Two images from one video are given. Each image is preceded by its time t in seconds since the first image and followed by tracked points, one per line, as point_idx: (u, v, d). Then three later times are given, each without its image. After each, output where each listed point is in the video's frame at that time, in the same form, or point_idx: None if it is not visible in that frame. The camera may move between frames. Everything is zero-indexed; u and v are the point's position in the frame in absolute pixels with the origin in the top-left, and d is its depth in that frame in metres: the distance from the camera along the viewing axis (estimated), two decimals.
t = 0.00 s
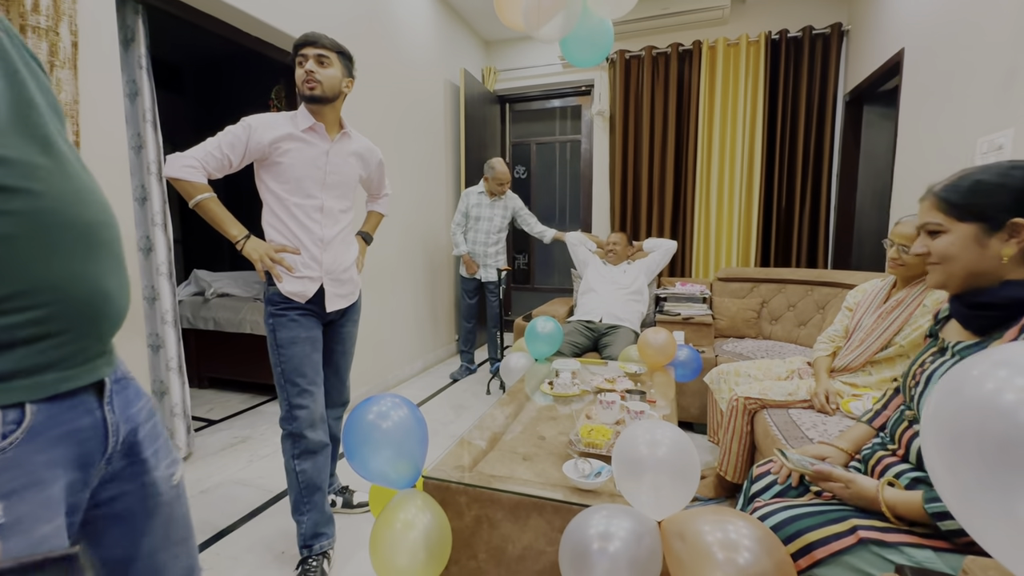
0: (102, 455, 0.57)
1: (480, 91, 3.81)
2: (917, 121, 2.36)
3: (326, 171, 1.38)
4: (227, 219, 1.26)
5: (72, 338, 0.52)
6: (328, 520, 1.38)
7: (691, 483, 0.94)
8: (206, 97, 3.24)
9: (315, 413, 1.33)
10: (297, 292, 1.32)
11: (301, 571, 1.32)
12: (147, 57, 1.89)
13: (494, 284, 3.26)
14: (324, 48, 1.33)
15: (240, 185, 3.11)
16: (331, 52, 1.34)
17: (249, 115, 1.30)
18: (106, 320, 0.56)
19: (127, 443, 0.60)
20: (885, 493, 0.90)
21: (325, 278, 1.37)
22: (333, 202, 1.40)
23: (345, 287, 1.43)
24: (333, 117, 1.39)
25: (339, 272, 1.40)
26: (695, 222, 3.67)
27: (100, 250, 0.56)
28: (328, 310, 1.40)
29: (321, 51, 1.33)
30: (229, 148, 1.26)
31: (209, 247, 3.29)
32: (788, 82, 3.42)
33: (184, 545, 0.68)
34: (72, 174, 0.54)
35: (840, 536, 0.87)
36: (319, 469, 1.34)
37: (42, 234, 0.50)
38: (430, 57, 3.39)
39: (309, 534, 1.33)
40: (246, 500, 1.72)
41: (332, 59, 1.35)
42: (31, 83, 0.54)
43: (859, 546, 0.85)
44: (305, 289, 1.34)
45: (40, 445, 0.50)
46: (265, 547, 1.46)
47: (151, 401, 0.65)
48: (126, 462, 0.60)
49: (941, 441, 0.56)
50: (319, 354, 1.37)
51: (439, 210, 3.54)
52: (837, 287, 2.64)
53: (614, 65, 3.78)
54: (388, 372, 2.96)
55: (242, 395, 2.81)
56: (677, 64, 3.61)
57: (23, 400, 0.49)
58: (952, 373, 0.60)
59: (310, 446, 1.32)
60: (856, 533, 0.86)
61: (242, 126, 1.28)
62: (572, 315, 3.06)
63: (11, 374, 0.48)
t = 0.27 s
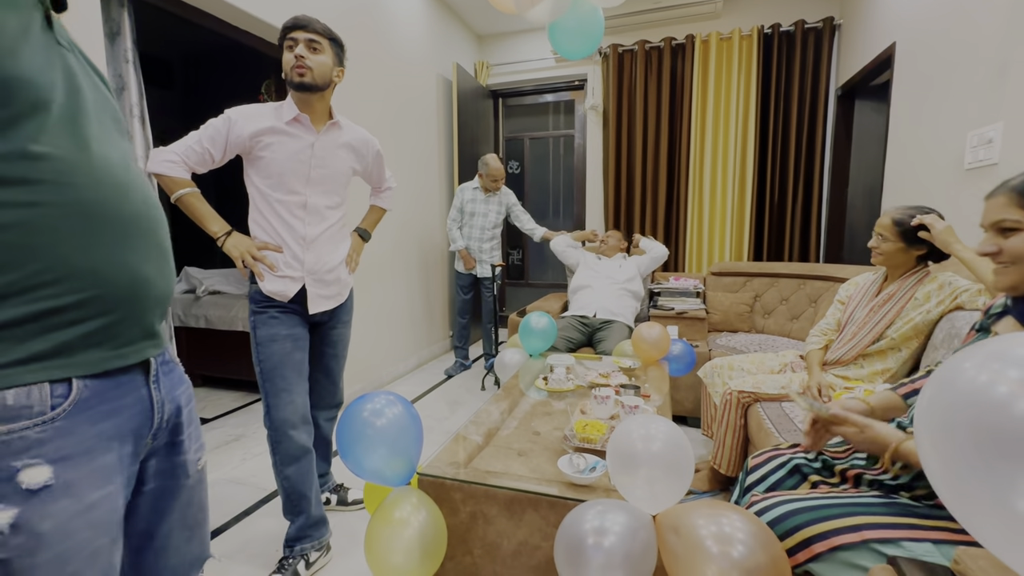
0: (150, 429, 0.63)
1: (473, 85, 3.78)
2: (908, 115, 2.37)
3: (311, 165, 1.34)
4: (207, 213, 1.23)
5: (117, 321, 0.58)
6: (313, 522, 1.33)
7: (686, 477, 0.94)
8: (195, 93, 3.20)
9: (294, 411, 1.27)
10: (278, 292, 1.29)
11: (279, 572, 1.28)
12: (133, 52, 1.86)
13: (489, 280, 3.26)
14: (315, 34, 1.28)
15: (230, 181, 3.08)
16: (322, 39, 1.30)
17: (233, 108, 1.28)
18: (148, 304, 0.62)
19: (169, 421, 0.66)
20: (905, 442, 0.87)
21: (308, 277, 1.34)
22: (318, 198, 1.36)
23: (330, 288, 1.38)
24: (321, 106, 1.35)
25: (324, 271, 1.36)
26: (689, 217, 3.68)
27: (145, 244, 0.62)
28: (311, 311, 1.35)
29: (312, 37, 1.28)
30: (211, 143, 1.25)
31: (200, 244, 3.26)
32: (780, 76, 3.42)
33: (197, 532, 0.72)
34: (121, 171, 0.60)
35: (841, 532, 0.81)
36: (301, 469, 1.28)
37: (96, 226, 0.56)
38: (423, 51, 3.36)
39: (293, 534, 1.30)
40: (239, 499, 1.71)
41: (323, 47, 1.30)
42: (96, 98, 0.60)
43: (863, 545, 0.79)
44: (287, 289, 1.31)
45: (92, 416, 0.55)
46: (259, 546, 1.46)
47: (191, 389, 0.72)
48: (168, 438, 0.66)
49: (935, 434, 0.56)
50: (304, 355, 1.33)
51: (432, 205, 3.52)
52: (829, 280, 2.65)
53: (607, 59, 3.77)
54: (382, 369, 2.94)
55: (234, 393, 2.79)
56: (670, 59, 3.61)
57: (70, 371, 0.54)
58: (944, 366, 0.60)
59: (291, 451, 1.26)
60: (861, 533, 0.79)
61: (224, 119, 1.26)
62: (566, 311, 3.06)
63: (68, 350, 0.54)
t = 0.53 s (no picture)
0: (153, 420, 0.62)
1: (467, 81, 3.77)
2: (901, 109, 2.38)
3: (293, 159, 1.25)
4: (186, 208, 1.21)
5: (111, 314, 0.57)
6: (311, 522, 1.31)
7: (682, 471, 0.94)
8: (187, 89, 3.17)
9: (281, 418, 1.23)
10: (252, 293, 1.21)
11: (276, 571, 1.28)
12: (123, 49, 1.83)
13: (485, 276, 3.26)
14: (317, 21, 1.20)
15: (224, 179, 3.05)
16: (324, 27, 1.22)
17: (214, 94, 1.22)
18: (148, 299, 0.61)
19: (174, 415, 0.65)
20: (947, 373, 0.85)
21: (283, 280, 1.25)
22: (300, 194, 1.27)
23: (310, 292, 1.29)
24: (312, 97, 1.26)
25: (301, 275, 1.27)
26: (684, 212, 3.68)
27: (146, 238, 0.61)
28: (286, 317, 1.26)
29: (314, 23, 1.20)
30: (185, 130, 1.20)
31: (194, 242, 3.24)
32: (775, 70, 3.42)
33: (190, 529, 0.71)
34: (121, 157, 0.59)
35: (840, 526, 0.81)
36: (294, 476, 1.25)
37: (96, 218, 0.55)
38: (416, 47, 3.34)
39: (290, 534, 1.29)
40: (236, 497, 1.71)
41: (324, 35, 1.22)
42: (114, 99, 0.60)
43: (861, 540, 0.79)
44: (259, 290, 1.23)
45: (98, 395, 0.54)
46: (258, 544, 1.45)
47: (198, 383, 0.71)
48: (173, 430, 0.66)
49: (930, 426, 0.56)
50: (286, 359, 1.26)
51: (427, 202, 3.50)
52: (824, 274, 2.66)
53: (602, 54, 3.76)
54: (379, 366, 2.94)
55: (230, 391, 2.78)
56: (665, 53, 3.60)
57: (76, 356, 0.54)
58: (938, 358, 0.60)
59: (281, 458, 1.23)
60: (862, 530, 0.79)
61: (202, 106, 1.20)
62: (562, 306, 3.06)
63: (64, 342, 0.53)
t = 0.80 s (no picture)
0: (110, 433, 0.60)
1: (456, 77, 3.74)
2: (885, 106, 2.41)
3: (257, 150, 1.17)
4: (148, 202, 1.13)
5: (78, 315, 0.56)
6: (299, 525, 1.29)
7: (671, 467, 0.95)
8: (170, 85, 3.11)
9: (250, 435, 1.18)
10: (205, 296, 1.14)
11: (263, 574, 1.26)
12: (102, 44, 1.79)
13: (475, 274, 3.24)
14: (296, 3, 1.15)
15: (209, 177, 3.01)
16: (303, 12, 1.16)
17: (171, 78, 1.14)
18: (116, 299, 0.59)
19: (137, 429, 0.64)
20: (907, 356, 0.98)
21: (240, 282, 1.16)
22: (264, 190, 1.19)
23: (272, 297, 1.20)
24: (281, 86, 1.19)
25: (261, 277, 1.18)
26: (673, 209, 3.71)
27: (119, 238, 0.60)
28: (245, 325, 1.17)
29: (291, 6, 1.14)
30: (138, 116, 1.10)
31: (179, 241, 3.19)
32: (761, 67, 3.45)
33: (153, 544, 0.70)
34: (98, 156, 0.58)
35: (827, 523, 0.82)
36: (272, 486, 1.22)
37: (65, 215, 0.54)
38: (403, 42, 3.31)
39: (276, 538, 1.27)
40: (224, 500, 1.69)
41: (302, 20, 1.17)
42: (94, 96, 0.59)
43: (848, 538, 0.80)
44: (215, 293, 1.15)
45: (49, 406, 0.53)
46: (247, 547, 1.44)
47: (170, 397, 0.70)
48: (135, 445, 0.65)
49: (912, 422, 0.57)
50: (253, 370, 1.21)
51: (415, 200, 3.47)
52: (810, 270, 2.70)
53: (591, 51, 3.76)
54: (368, 365, 2.92)
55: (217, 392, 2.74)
56: (653, 50, 3.61)
57: (29, 365, 0.52)
58: (921, 354, 0.61)
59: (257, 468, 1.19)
60: (849, 529, 0.80)
61: (157, 89, 1.12)
62: (552, 303, 3.06)
63: (27, 341, 0.52)
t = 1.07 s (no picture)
0: (29, 452, 0.57)
1: (447, 76, 3.73)
2: (873, 104, 2.43)
3: (226, 139, 1.07)
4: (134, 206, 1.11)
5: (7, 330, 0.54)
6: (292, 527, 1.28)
7: (665, 465, 0.95)
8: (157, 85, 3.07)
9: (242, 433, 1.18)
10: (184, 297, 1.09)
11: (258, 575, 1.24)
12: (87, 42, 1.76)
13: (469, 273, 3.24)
14: None
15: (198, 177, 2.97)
16: None
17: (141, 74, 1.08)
18: (46, 318, 0.57)
19: (67, 446, 0.60)
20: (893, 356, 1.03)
21: (216, 281, 1.09)
22: (236, 183, 1.09)
23: (250, 296, 1.11)
24: (249, 73, 1.09)
25: (237, 276, 1.09)
26: (666, 207, 3.72)
27: (61, 256, 0.57)
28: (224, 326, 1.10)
29: None
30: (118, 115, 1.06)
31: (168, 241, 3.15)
32: (752, 65, 3.46)
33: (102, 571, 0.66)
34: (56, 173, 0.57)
35: (816, 516, 0.83)
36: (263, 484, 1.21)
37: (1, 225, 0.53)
38: (395, 41, 3.29)
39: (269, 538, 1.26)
40: (217, 503, 1.68)
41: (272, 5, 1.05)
42: (69, 114, 0.59)
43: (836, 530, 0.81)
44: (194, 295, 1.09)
45: None
46: (241, 549, 1.43)
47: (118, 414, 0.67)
48: (70, 465, 0.61)
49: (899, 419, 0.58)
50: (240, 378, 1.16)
51: (408, 200, 3.45)
52: (801, 267, 2.72)
53: (582, 49, 3.76)
54: (361, 365, 2.90)
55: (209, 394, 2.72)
56: (645, 48, 3.62)
57: None
58: (908, 352, 0.61)
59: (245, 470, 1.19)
60: (836, 520, 0.81)
61: (128, 87, 1.07)
62: (546, 302, 3.06)
63: None
